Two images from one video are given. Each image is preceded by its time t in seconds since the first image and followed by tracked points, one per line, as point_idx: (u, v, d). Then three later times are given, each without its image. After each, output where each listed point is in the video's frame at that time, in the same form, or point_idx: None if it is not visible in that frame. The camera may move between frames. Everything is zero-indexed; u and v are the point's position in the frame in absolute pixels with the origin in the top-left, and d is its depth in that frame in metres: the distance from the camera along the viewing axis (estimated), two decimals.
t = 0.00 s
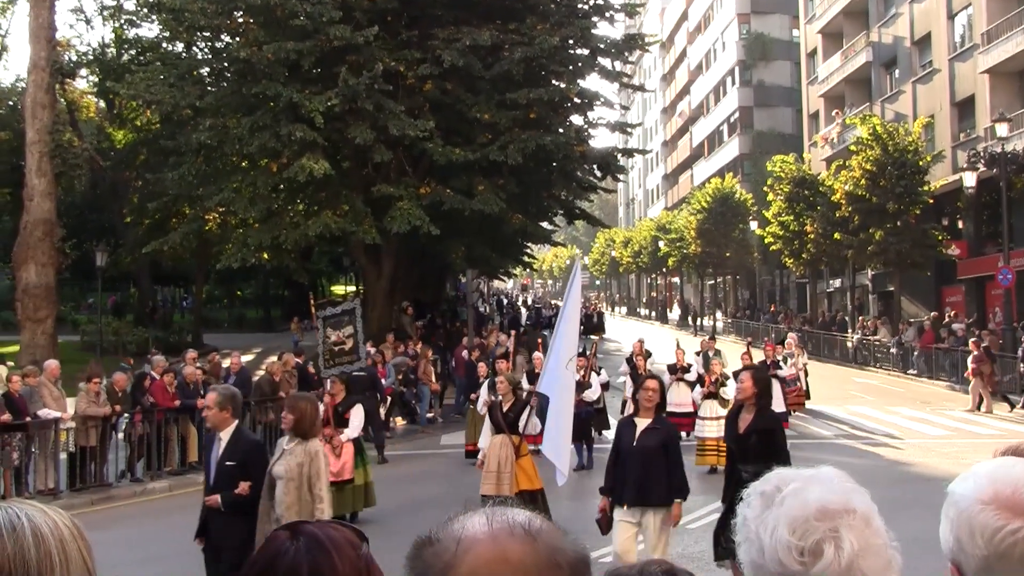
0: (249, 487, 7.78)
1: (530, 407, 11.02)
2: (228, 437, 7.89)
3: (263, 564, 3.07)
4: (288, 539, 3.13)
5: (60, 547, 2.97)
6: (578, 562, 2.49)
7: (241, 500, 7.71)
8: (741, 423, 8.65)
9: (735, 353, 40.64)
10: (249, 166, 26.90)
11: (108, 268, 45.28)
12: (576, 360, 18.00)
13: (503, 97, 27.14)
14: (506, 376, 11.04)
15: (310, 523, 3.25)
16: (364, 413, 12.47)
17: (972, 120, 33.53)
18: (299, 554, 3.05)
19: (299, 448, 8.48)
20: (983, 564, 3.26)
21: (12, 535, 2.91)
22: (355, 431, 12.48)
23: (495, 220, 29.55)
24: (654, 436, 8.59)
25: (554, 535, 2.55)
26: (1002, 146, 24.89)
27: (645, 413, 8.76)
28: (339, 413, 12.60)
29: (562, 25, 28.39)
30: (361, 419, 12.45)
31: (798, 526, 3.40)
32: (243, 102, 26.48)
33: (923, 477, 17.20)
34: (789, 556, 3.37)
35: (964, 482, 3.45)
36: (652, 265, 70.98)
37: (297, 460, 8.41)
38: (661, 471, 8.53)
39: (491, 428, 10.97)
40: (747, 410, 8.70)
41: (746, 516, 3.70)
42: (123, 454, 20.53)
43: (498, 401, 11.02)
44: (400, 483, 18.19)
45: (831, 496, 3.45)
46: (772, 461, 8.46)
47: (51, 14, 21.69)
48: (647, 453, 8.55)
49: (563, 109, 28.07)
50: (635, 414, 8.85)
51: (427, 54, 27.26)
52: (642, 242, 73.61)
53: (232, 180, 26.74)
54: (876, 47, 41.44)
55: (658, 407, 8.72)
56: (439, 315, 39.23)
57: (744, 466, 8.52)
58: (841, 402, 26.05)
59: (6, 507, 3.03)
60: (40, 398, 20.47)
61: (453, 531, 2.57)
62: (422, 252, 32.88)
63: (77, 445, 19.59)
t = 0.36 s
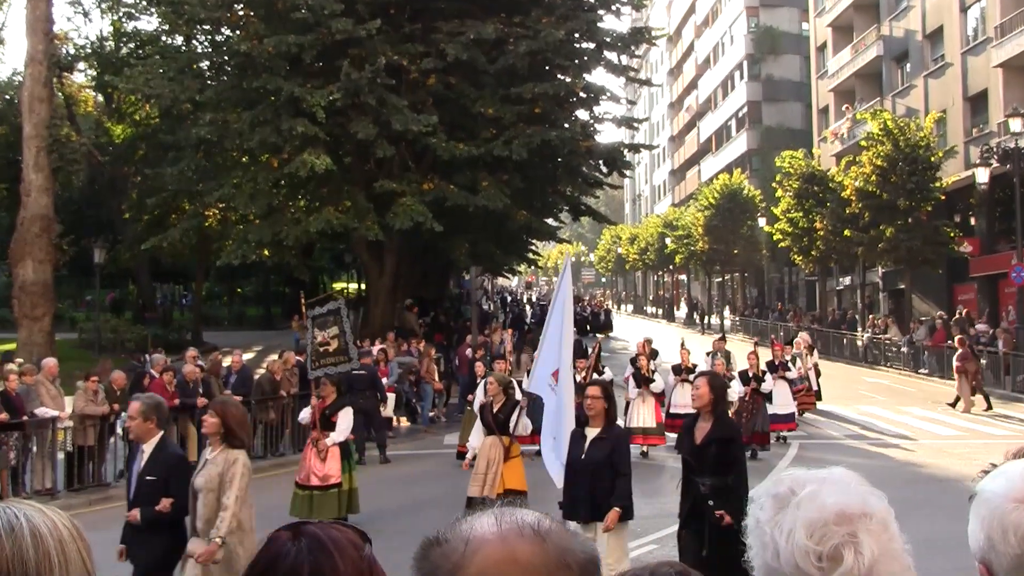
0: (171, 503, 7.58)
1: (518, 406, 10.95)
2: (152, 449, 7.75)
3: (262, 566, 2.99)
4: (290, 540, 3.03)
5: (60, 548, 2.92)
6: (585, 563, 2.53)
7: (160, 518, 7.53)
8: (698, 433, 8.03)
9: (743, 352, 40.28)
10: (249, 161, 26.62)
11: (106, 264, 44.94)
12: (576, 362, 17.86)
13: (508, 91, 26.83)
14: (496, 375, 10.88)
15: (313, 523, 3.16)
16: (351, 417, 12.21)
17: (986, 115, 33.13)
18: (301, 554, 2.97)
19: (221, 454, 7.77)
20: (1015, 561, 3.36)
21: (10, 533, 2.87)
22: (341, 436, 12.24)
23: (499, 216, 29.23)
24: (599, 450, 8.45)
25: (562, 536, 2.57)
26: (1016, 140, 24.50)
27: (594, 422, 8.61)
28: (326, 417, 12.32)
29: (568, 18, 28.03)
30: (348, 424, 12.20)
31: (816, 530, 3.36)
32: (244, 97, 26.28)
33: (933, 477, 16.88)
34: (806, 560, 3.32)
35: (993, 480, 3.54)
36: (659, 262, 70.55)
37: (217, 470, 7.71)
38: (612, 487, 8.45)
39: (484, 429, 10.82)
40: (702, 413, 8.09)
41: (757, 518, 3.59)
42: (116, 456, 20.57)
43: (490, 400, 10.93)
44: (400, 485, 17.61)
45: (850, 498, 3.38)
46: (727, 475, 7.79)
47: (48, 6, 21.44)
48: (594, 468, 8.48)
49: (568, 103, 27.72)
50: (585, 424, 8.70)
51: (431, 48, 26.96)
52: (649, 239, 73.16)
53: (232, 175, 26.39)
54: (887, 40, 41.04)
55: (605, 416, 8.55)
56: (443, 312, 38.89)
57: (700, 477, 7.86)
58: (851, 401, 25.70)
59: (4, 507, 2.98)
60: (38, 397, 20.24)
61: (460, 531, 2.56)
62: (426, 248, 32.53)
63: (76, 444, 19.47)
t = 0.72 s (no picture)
0: (81, 506, 7.72)
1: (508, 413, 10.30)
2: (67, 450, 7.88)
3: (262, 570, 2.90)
4: (289, 543, 2.97)
5: (56, 552, 3.08)
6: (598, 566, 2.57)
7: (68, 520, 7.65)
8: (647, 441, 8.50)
9: (751, 352, 39.93)
10: (248, 158, 26.33)
11: (104, 261, 44.64)
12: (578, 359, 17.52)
13: (511, 87, 26.57)
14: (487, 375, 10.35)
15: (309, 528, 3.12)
16: (336, 417, 12.01)
17: (998, 112, 32.79)
18: (303, 557, 2.90)
19: (134, 465, 7.74)
20: None
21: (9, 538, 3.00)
22: (324, 436, 12.04)
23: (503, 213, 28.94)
24: (545, 460, 8.21)
25: (572, 540, 2.61)
26: None
27: (539, 430, 8.38)
28: (311, 417, 12.12)
29: (573, 13, 27.69)
30: (333, 422, 12.01)
31: (833, 535, 3.73)
32: (243, 92, 25.92)
33: (942, 481, 16.59)
34: (825, 566, 3.70)
35: (1019, 481, 3.79)
36: (665, 261, 70.15)
37: (131, 484, 7.68)
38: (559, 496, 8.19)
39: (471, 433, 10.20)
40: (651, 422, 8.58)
41: (772, 518, 4.00)
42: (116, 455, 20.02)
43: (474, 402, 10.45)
44: (396, 488, 17.25)
45: (867, 505, 3.76)
46: (679, 484, 8.30)
47: None
48: (537, 480, 8.18)
49: (573, 100, 27.39)
50: (530, 432, 8.48)
51: (433, 43, 26.70)
52: (655, 238, 72.70)
53: (232, 172, 26.10)
54: (898, 35, 40.69)
55: (552, 425, 8.33)
56: (445, 311, 38.56)
57: (648, 486, 8.37)
58: (860, 403, 25.37)
59: (3, 510, 3.12)
60: (33, 397, 20.04)
61: (469, 534, 2.65)
62: (428, 246, 32.20)
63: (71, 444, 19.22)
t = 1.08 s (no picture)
0: None
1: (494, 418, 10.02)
2: None
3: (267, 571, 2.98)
4: (291, 546, 3.03)
5: (58, 555, 3.00)
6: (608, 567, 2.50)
7: None
8: (588, 449, 7.98)
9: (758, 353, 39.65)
10: (248, 156, 26.08)
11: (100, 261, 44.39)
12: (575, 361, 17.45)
13: (515, 84, 26.27)
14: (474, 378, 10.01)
15: (312, 528, 3.17)
16: (325, 421, 11.70)
17: (1011, 109, 32.44)
18: (304, 561, 2.96)
19: (40, 467, 7.68)
20: None
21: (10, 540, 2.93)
22: (311, 441, 11.76)
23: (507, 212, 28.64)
24: (474, 464, 7.97)
25: (583, 542, 2.56)
26: None
27: (476, 432, 8.14)
28: (297, 422, 11.79)
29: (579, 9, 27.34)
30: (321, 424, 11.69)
31: (832, 540, 3.40)
32: (243, 89, 25.69)
33: (953, 484, 16.27)
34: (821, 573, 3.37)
35: None
36: (671, 261, 69.84)
37: (35, 483, 7.63)
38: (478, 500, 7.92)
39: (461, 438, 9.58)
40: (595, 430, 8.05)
41: (778, 523, 3.67)
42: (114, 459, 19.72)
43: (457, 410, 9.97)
44: (391, 489, 17.14)
45: (870, 510, 3.43)
46: (614, 495, 7.73)
47: None
48: (467, 483, 7.96)
49: (578, 97, 27.07)
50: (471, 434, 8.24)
51: (436, 39, 26.40)
52: (661, 237, 72.36)
53: (231, 170, 25.83)
54: (909, 32, 40.35)
55: (488, 427, 8.06)
56: (449, 311, 38.27)
57: (588, 497, 7.82)
58: (871, 405, 25.07)
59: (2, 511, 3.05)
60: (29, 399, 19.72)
61: (479, 535, 2.59)
62: (431, 244, 31.92)
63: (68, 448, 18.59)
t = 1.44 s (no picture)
0: None
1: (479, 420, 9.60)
2: None
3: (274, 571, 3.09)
4: (298, 549, 3.15)
5: (64, 560, 3.06)
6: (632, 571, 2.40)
7: None
8: (520, 453, 7.61)
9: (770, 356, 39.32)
10: (251, 153, 25.85)
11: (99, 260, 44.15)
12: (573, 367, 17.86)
13: (522, 81, 25.97)
14: (459, 382, 9.45)
15: (316, 534, 3.28)
16: (305, 425, 11.54)
17: None
18: (309, 565, 3.09)
19: None
20: None
21: (16, 542, 3.01)
22: (290, 445, 11.56)
23: (514, 212, 28.33)
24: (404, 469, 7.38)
25: (598, 549, 2.41)
26: None
27: (402, 436, 7.58)
28: (276, 426, 11.60)
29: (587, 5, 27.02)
30: (301, 429, 11.54)
31: (849, 550, 3.13)
32: (245, 86, 25.45)
33: (969, 490, 15.93)
34: None
35: None
36: (680, 261, 69.44)
37: None
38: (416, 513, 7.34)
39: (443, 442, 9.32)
40: (526, 432, 7.70)
41: (791, 531, 3.40)
42: (114, 460, 19.49)
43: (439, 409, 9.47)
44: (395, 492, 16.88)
45: (887, 516, 3.15)
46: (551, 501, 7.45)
47: None
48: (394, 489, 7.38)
49: (586, 95, 26.73)
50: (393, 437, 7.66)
51: (442, 36, 26.11)
52: (669, 237, 71.98)
53: (233, 168, 25.57)
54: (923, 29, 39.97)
55: (416, 430, 7.53)
56: (454, 312, 37.98)
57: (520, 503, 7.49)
58: (883, 409, 24.73)
59: (10, 513, 3.11)
60: (30, 399, 19.49)
61: (492, 537, 2.42)
62: (436, 245, 31.61)
63: (68, 449, 18.49)
